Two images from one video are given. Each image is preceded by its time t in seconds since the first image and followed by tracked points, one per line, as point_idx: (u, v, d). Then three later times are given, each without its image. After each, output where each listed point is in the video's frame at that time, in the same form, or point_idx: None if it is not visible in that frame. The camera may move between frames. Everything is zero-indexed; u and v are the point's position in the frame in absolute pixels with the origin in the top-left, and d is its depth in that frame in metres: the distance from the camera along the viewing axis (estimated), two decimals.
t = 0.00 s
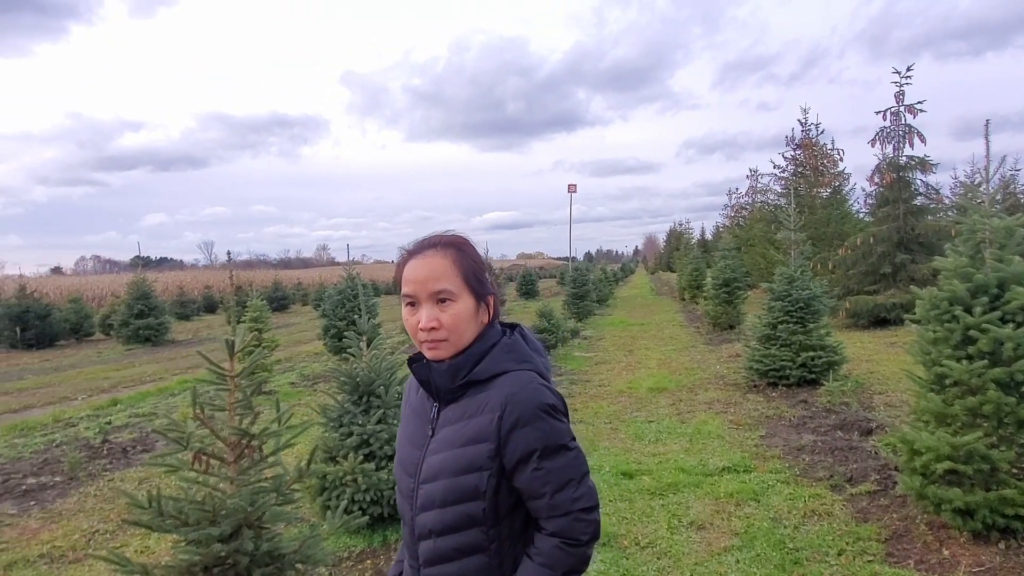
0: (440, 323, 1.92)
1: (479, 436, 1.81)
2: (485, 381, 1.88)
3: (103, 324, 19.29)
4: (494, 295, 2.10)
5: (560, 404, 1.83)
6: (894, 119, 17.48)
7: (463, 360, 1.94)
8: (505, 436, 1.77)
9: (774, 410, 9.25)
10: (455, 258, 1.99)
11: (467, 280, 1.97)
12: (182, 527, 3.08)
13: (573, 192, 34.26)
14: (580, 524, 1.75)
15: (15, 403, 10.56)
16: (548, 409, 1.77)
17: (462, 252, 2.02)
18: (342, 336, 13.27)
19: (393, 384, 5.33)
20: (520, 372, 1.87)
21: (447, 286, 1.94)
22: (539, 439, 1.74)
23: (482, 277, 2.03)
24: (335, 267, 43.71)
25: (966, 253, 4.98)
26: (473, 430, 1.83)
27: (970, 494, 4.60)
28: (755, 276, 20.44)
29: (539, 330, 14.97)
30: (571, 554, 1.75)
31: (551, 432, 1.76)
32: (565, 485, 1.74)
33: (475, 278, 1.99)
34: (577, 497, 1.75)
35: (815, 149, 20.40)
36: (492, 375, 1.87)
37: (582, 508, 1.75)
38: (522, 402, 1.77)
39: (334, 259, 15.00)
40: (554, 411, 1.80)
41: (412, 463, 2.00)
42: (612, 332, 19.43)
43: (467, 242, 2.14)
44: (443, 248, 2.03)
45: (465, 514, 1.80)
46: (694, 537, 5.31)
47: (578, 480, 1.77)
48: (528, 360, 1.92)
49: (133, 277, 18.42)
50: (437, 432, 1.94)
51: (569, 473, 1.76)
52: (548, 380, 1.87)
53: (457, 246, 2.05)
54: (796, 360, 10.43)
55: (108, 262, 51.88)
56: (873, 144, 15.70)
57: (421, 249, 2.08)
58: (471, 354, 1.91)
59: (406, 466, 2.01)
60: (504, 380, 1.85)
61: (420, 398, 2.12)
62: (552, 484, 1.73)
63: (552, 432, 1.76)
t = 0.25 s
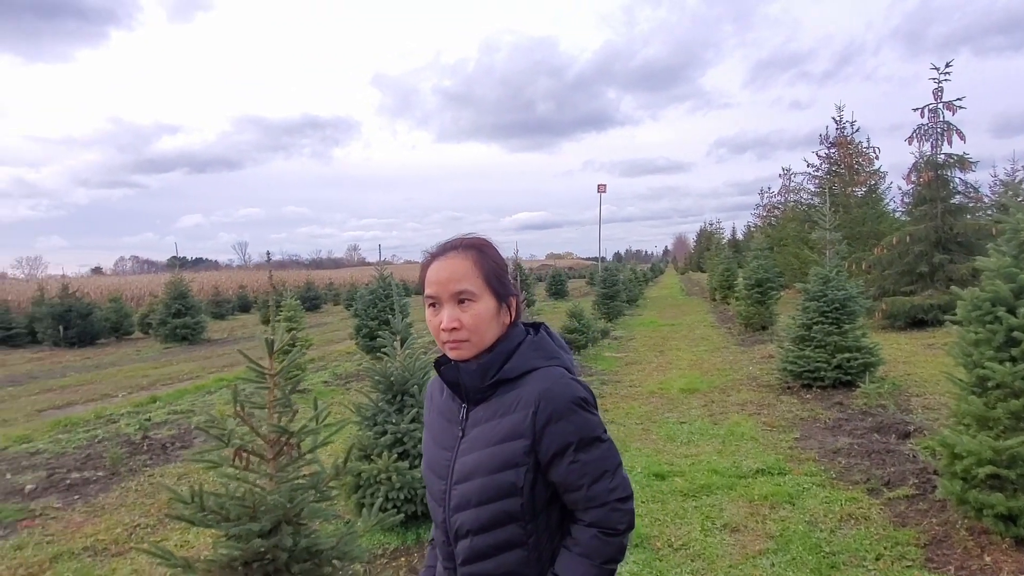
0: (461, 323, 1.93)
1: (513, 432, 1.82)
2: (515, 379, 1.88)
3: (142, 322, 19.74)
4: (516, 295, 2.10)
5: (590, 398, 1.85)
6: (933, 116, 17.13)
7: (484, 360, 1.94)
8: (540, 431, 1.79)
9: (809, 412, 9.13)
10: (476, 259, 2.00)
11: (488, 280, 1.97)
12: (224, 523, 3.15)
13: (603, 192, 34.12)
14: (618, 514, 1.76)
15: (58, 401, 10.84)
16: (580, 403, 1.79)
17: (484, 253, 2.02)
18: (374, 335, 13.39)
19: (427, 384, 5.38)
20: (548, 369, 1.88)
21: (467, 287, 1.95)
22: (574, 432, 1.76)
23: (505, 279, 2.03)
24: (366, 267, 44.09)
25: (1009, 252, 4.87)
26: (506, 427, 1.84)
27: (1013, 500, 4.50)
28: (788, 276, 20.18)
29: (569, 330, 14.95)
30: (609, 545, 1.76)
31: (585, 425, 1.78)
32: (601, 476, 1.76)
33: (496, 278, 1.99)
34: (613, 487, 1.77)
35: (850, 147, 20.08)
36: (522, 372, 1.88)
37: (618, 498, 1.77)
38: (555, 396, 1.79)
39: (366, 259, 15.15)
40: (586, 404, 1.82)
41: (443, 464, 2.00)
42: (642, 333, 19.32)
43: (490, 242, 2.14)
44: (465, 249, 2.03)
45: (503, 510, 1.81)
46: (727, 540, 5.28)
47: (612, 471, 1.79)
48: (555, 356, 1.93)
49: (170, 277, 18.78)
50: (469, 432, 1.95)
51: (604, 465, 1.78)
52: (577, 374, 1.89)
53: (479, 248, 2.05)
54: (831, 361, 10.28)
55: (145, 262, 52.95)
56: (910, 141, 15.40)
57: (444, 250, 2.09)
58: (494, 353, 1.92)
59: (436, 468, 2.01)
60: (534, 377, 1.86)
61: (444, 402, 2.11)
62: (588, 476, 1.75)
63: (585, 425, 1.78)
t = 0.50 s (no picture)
0: (484, 320, 1.92)
1: (564, 427, 1.80)
2: (561, 372, 1.86)
3: (205, 319, 20.40)
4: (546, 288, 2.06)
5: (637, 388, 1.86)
6: (1004, 107, 16.40)
7: (511, 355, 1.92)
8: (591, 424, 1.78)
9: (870, 414, 8.87)
10: (497, 254, 1.98)
11: (511, 275, 1.95)
12: (285, 512, 3.24)
13: (655, 189, 33.73)
14: (676, 503, 1.77)
15: (126, 394, 11.28)
16: (631, 393, 1.80)
17: (506, 248, 2.00)
18: (427, 332, 13.54)
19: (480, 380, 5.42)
20: (592, 362, 1.87)
21: (488, 283, 1.94)
22: (628, 423, 1.77)
23: (531, 272, 2.00)
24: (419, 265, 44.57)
25: None
26: (557, 421, 1.82)
27: None
28: (847, 274, 19.62)
29: (622, 329, 14.83)
30: (669, 534, 1.77)
31: (638, 415, 1.79)
32: (657, 465, 1.77)
33: (520, 273, 1.96)
34: (670, 476, 1.78)
35: (914, 141, 19.40)
36: (566, 366, 1.86)
37: (675, 487, 1.78)
38: (607, 387, 1.79)
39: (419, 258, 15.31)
40: (635, 394, 1.83)
41: (486, 465, 1.97)
42: (696, 332, 19.06)
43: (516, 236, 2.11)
44: (489, 244, 2.02)
45: (557, 506, 1.79)
46: (785, 542, 5.18)
47: (666, 460, 1.80)
48: (598, 348, 1.93)
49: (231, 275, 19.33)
50: (512, 429, 1.92)
51: (658, 454, 1.79)
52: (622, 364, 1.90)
53: (502, 242, 2.03)
54: (893, 362, 9.96)
55: (207, 261, 54.60)
56: (979, 134, 14.79)
57: (469, 247, 2.08)
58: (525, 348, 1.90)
59: (479, 469, 1.99)
60: (581, 370, 1.85)
61: (480, 401, 2.09)
62: (644, 466, 1.75)
63: (637, 415, 1.79)
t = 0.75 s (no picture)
0: (503, 329, 1.81)
1: (599, 441, 1.67)
2: (593, 382, 1.73)
3: (274, 317, 21.07)
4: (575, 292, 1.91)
5: (676, 397, 1.71)
6: None
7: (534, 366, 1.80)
8: (627, 436, 1.65)
9: (946, 420, 8.49)
10: (518, 257, 1.85)
11: (531, 279, 1.82)
12: (346, 505, 3.32)
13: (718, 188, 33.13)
14: (723, 521, 1.62)
15: (200, 389, 11.75)
16: (670, 402, 1.66)
17: (527, 249, 1.87)
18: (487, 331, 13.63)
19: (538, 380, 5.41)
20: (627, 369, 1.73)
21: (506, 289, 1.81)
22: (667, 434, 1.62)
23: (556, 275, 1.86)
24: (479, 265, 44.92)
25: None
26: (591, 434, 1.69)
27: None
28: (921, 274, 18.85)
29: (683, 329, 14.60)
30: (719, 558, 1.61)
31: (678, 425, 1.64)
32: (701, 481, 1.62)
33: (542, 276, 1.82)
34: (715, 492, 1.62)
35: (994, 134, 18.50)
36: (599, 374, 1.73)
37: (720, 505, 1.62)
38: (642, 396, 1.65)
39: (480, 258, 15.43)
40: (674, 403, 1.69)
41: (516, 485, 1.85)
42: (760, 333, 18.64)
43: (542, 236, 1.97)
44: (511, 247, 1.89)
45: (592, 527, 1.66)
46: (853, 551, 5.00)
47: (711, 475, 1.64)
48: (633, 354, 1.80)
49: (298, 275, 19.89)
50: (542, 446, 1.80)
51: (702, 469, 1.64)
52: (659, 372, 1.76)
53: (524, 244, 1.90)
54: (971, 365, 9.52)
55: (276, 262, 56.32)
56: None
57: (491, 250, 1.96)
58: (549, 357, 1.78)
59: (509, 488, 1.87)
60: (614, 379, 1.71)
61: (508, 414, 1.97)
62: (687, 481, 1.61)
63: (677, 426, 1.64)
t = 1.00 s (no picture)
0: (536, 335, 1.67)
1: (651, 486, 1.49)
2: (647, 416, 1.55)
3: (369, 316, 21.76)
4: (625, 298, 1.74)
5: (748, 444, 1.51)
6: None
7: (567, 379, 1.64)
8: (687, 483, 1.46)
9: None
10: (559, 254, 1.71)
11: (570, 281, 1.67)
12: (427, 500, 3.38)
13: (817, 182, 31.78)
14: None
15: (298, 384, 12.28)
16: (739, 449, 1.47)
17: (572, 248, 1.73)
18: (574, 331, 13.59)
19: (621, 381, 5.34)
20: (689, 402, 1.54)
21: (542, 290, 1.68)
22: (734, 488, 1.43)
23: (603, 278, 1.69)
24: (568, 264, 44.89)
25: None
26: (643, 477, 1.51)
27: None
28: None
29: (777, 330, 13.96)
30: None
31: (749, 477, 1.45)
32: (770, 548, 1.41)
33: (584, 276, 1.67)
34: (785, 564, 1.41)
35: None
36: (656, 407, 1.55)
37: None
38: (709, 439, 1.46)
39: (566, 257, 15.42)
40: (743, 450, 1.49)
41: (547, 528, 1.68)
42: (861, 335, 17.77)
43: (596, 236, 1.81)
44: (555, 244, 1.76)
45: None
46: (960, 569, 4.68)
47: (781, 542, 1.43)
48: (696, 385, 1.61)
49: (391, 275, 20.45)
50: (585, 484, 1.62)
51: (771, 533, 1.43)
52: (724, 411, 1.56)
53: (569, 240, 1.76)
54: None
55: (371, 262, 58.15)
56: None
57: (535, 247, 1.83)
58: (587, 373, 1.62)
59: (540, 531, 1.69)
60: (675, 414, 1.53)
61: (542, 442, 1.81)
62: (752, 546, 1.40)
63: (748, 477, 1.45)
